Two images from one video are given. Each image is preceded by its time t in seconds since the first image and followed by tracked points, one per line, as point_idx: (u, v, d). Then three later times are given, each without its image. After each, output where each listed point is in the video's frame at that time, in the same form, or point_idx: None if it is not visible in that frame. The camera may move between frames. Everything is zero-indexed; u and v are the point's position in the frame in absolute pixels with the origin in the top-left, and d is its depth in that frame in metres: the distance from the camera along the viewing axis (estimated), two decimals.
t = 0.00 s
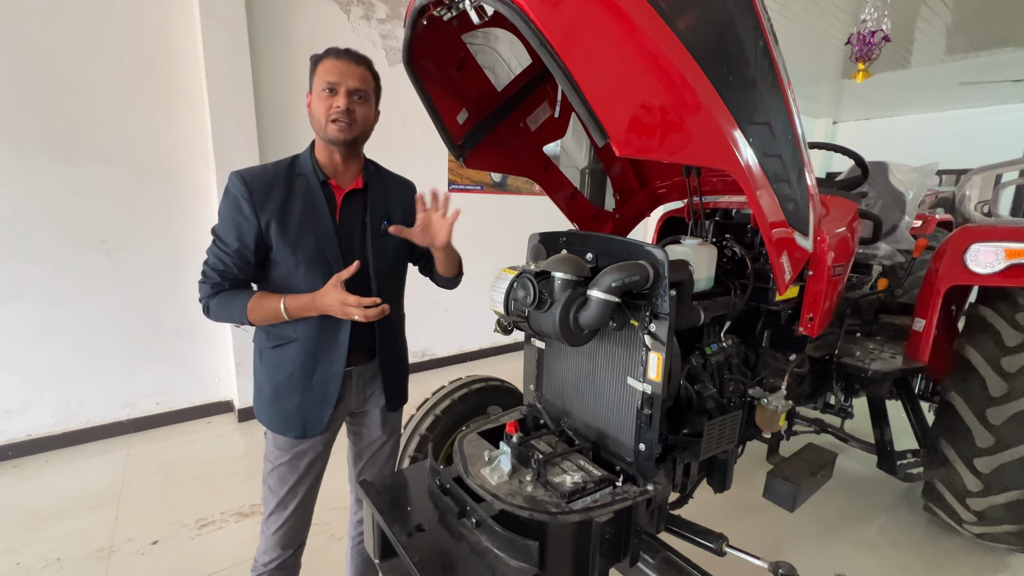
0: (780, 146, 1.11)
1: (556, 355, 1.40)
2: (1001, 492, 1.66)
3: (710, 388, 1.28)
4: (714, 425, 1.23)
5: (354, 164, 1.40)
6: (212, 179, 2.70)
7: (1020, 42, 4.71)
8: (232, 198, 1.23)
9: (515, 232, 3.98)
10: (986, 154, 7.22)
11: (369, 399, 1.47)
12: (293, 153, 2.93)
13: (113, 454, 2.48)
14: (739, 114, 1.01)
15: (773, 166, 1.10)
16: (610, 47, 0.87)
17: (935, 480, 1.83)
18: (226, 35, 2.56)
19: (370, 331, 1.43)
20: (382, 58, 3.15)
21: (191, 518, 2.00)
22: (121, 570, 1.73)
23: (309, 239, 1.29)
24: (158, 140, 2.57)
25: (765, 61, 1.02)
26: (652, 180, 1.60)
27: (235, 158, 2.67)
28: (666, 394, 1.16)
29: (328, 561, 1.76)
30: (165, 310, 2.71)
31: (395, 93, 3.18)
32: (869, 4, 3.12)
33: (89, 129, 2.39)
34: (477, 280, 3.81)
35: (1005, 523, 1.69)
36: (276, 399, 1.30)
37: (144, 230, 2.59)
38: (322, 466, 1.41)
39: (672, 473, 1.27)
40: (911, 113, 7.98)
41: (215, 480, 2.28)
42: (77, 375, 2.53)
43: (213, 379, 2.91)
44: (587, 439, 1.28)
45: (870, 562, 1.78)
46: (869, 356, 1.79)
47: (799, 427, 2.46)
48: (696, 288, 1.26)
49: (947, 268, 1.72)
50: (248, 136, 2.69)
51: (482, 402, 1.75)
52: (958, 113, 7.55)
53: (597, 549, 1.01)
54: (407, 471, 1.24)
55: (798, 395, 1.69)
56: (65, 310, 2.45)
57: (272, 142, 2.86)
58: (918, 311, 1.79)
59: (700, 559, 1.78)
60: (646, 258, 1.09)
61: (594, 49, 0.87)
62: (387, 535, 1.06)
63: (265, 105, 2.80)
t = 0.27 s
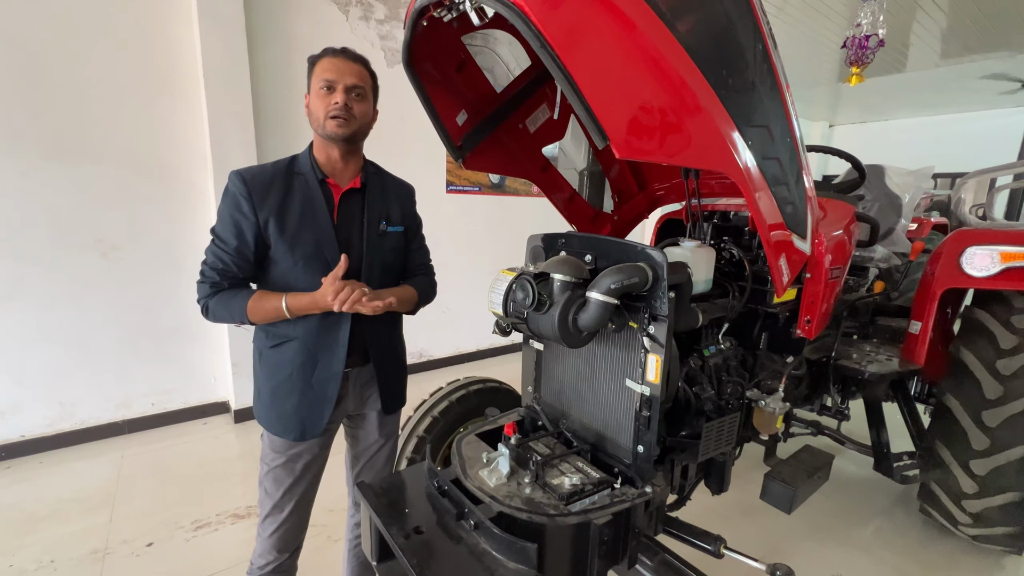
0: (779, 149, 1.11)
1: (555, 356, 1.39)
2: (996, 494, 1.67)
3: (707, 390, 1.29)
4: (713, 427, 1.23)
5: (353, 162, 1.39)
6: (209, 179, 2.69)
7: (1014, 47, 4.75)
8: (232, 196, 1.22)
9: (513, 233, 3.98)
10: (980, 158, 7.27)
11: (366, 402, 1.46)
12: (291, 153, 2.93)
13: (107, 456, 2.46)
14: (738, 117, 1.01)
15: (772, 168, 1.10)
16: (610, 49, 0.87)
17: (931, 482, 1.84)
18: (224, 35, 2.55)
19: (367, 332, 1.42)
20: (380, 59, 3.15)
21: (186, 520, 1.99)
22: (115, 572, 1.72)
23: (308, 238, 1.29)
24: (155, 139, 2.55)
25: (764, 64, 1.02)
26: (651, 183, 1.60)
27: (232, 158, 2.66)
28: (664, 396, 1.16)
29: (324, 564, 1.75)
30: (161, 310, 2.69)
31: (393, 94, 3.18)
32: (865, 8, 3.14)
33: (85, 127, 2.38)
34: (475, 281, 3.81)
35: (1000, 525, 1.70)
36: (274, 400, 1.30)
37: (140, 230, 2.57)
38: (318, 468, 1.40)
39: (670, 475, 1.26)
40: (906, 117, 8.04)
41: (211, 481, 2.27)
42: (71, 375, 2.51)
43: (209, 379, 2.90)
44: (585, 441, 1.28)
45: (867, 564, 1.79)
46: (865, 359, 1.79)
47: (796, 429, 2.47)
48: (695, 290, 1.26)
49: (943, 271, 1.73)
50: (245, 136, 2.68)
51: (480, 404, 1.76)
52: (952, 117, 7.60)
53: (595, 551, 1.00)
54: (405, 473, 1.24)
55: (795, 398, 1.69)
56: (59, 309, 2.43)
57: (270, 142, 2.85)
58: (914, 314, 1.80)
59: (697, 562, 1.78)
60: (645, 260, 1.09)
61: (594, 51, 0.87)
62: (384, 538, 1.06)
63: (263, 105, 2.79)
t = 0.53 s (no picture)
0: (778, 151, 1.11)
1: (554, 357, 1.40)
2: (993, 495, 1.68)
3: (706, 390, 1.29)
4: (711, 428, 1.23)
5: (353, 164, 1.39)
6: (208, 179, 2.69)
7: (1011, 50, 4.77)
8: (230, 197, 1.23)
9: (512, 234, 3.98)
10: (978, 160, 7.30)
11: (364, 404, 1.46)
12: (290, 152, 2.92)
13: (104, 456, 2.45)
14: (738, 118, 1.01)
15: (770, 170, 1.10)
16: (610, 51, 0.88)
17: (928, 483, 1.85)
18: (223, 34, 2.55)
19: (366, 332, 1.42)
20: (379, 59, 3.15)
21: (184, 520, 1.99)
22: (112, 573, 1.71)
23: (306, 238, 1.28)
24: (153, 138, 2.55)
25: (763, 66, 1.02)
26: (650, 184, 1.61)
27: (231, 157, 2.66)
28: (663, 397, 1.16)
29: (323, 564, 1.75)
30: (159, 309, 2.68)
31: (392, 94, 3.18)
32: (863, 10, 3.15)
33: (83, 127, 2.38)
34: (473, 281, 3.81)
35: (996, 525, 1.71)
36: (272, 400, 1.30)
37: (139, 230, 2.57)
38: (318, 469, 1.40)
39: (669, 475, 1.27)
40: (904, 118, 8.06)
41: (209, 481, 2.27)
42: (68, 375, 2.50)
43: (207, 379, 2.89)
44: (583, 442, 1.28)
45: (864, 565, 1.79)
46: (863, 360, 1.80)
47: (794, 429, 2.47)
48: (694, 292, 1.26)
49: (940, 272, 1.73)
50: (244, 135, 2.68)
51: (480, 404, 1.75)
52: (950, 118, 7.63)
53: (593, 552, 1.00)
54: (403, 474, 1.24)
55: (793, 398, 1.70)
56: (57, 309, 2.42)
57: (268, 141, 2.85)
58: (911, 315, 1.81)
59: (696, 562, 1.78)
60: (644, 261, 1.09)
61: (594, 52, 0.87)
62: (383, 538, 1.06)
63: (262, 105, 2.79)
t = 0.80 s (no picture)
0: (776, 152, 1.12)
1: (553, 358, 1.40)
2: (990, 496, 1.68)
3: (705, 391, 1.30)
4: (709, 428, 1.24)
5: (351, 163, 1.40)
6: (206, 179, 2.68)
7: (1008, 52, 4.79)
8: (234, 194, 1.23)
9: (510, 235, 3.98)
10: (975, 162, 7.32)
11: (359, 406, 1.46)
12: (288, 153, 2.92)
13: (101, 457, 2.44)
14: (736, 119, 1.01)
15: (769, 171, 1.11)
16: (610, 52, 0.88)
17: (925, 484, 1.85)
18: (222, 35, 2.55)
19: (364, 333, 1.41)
20: (378, 60, 3.15)
21: (181, 522, 1.98)
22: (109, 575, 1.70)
23: (308, 234, 1.29)
24: (151, 138, 2.54)
25: (762, 68, 1.02)
26: (649, 185, 1.61)
27: (230, 157, 2.66)
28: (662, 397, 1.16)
29: (321, 565, 1.74)
30: (156, 310, 2.68)
31: (391, 94, 3.18)
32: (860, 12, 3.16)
33: (81, 126, 2.37)
34: (472, 282, 3.81)
35: (993, 526, 1.71)
36: (275, 398, 1.30)
37: (137, 230, 2.56)
38: (313, 469, 1.40)
39: (667, 476, 1.27)
40: (901, 120, 8.09)
41: (206, 482, 2.26)
42: (65, 375, 2.49)
43: (205, 380, 2.88)
44: (582, 442, 1.28)
45: (863, 566, 1.79)
46: (860, 361, 1.80)
47: (792, 430, 2.48)
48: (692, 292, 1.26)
49: (937, 274, 1.74)
50: (243, 135, 2.67)
51: (479, 405, 1.75)
52: (947, 121, 7.66)
53: (593, 553, 1.00)
54: (402, 474, 1.23)
55: (790, 399, 1.70)
56: (54, 309, 2.41)
57: (267, 142, 2.85)
58: (909, 316, 1.81)
59: (694, 563, 1.78)
60: (644, 262, 1.10)
61: (594, 54, 0.87)
62: (382, 539, 1.06)
63: (261, 105, 2.79)
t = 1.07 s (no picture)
0: (774, 154, 1.12)
1: (551, 359, 1.40)
2: (987, 496, 1.69)
3: (703, 393, 1.31)
4: (708, 429, 1.24)
5: (350, 166, 1.40)
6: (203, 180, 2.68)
7: (1003, 55, 4.82)
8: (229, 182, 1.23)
9: (509, 236, 3.98)
10: (970, 164, 7.36)
11: (359, 406, 1.45)
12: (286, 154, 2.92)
13: (96, 459, 2.43)
14: (735, 121, 1.01)
15: (767, 173, 1.11)
16: (608, 53, 0.88)
17: (922, 485, 1.85)
18: (220, 35, 2.54)
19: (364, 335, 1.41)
20: (376, 61, 3.15)
21: (178, 524, 1.97)
22: None
23: (301, 230, 1.27)
24: (148, 139, 2.53)
25: (760, 70, 1.02)
26: (647, 186, 1.61)
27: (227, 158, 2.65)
28: (661, 399, 1.16)
29: (318, 567, 1.74)
30: (153, 311, 2.67)
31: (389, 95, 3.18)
32: (857, 15, 3.18)
33: (78, 126, 2.36)
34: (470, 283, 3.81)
35: (991, 526, 1.72)
36: (262, 393, 1.29)
37: (134, 230, 2.55)
38: (312, 473, 1.40)
39: (666, 478, 1.26)
40: (897, 122, 8.13)
41: (203, 484, 2.25)
42: (61, 377, 2.48)
43: (202, 381, 2.88)
44: (581, 444, 1.28)
45: (860, 567, 1.80)
46: (858, 362, 1.81)
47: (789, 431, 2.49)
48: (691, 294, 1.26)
49: (933, 275, 1.75)
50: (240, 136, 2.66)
51: (478, 406, 1.75)
52: (943, 123, 7.70)
53: (591, 555, 1.00)
54: (400, 476, 1.23)
55: (788, 400, 1.70)
56: (50, 310, 2.40)
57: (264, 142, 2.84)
58: (906, 317, 1.82)
59: (692, 564, 1.78)
60: (642, 263, 1.10)
61: (593, 55, 0.87)
62: (380, 541, 1.05)
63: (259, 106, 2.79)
